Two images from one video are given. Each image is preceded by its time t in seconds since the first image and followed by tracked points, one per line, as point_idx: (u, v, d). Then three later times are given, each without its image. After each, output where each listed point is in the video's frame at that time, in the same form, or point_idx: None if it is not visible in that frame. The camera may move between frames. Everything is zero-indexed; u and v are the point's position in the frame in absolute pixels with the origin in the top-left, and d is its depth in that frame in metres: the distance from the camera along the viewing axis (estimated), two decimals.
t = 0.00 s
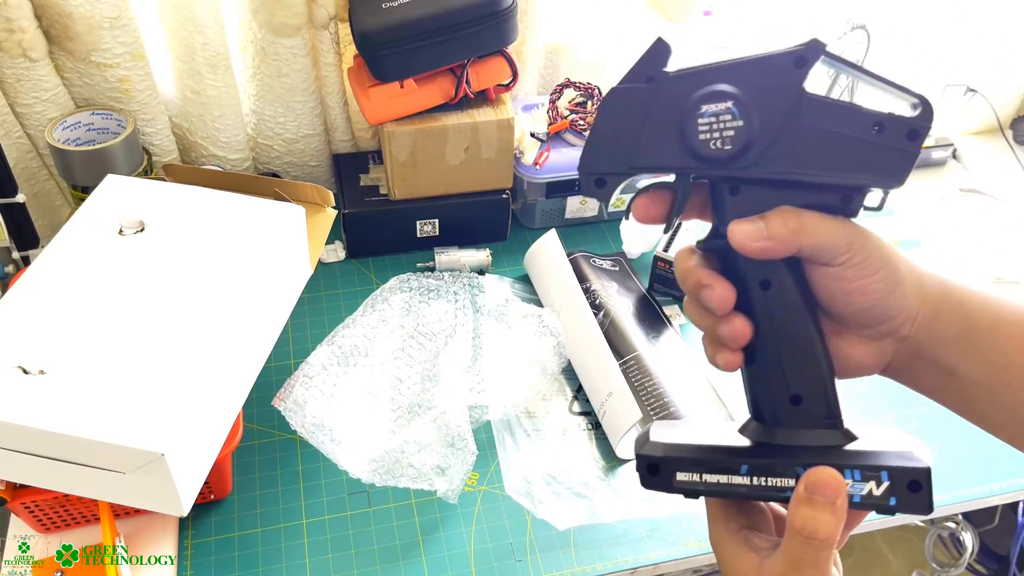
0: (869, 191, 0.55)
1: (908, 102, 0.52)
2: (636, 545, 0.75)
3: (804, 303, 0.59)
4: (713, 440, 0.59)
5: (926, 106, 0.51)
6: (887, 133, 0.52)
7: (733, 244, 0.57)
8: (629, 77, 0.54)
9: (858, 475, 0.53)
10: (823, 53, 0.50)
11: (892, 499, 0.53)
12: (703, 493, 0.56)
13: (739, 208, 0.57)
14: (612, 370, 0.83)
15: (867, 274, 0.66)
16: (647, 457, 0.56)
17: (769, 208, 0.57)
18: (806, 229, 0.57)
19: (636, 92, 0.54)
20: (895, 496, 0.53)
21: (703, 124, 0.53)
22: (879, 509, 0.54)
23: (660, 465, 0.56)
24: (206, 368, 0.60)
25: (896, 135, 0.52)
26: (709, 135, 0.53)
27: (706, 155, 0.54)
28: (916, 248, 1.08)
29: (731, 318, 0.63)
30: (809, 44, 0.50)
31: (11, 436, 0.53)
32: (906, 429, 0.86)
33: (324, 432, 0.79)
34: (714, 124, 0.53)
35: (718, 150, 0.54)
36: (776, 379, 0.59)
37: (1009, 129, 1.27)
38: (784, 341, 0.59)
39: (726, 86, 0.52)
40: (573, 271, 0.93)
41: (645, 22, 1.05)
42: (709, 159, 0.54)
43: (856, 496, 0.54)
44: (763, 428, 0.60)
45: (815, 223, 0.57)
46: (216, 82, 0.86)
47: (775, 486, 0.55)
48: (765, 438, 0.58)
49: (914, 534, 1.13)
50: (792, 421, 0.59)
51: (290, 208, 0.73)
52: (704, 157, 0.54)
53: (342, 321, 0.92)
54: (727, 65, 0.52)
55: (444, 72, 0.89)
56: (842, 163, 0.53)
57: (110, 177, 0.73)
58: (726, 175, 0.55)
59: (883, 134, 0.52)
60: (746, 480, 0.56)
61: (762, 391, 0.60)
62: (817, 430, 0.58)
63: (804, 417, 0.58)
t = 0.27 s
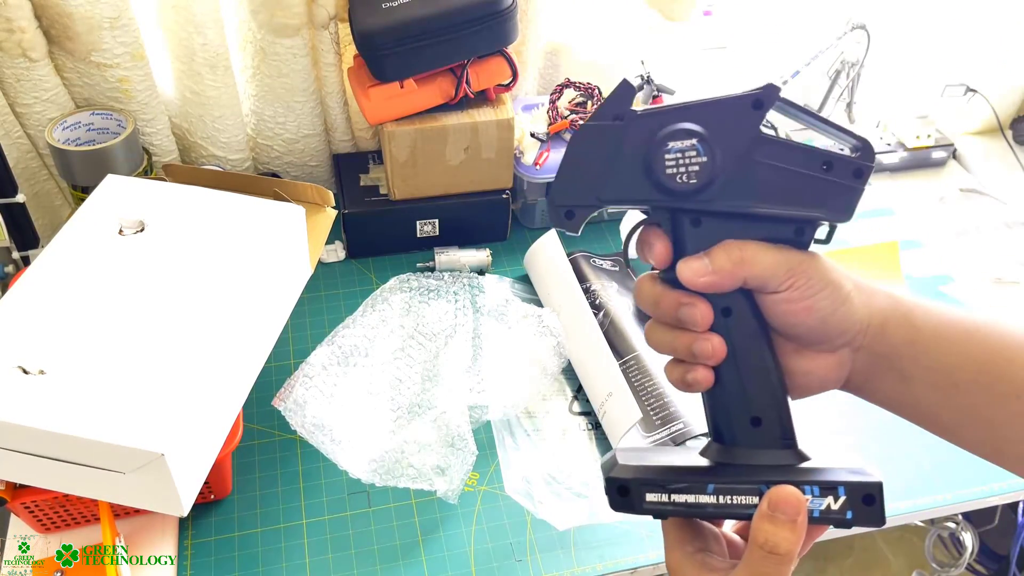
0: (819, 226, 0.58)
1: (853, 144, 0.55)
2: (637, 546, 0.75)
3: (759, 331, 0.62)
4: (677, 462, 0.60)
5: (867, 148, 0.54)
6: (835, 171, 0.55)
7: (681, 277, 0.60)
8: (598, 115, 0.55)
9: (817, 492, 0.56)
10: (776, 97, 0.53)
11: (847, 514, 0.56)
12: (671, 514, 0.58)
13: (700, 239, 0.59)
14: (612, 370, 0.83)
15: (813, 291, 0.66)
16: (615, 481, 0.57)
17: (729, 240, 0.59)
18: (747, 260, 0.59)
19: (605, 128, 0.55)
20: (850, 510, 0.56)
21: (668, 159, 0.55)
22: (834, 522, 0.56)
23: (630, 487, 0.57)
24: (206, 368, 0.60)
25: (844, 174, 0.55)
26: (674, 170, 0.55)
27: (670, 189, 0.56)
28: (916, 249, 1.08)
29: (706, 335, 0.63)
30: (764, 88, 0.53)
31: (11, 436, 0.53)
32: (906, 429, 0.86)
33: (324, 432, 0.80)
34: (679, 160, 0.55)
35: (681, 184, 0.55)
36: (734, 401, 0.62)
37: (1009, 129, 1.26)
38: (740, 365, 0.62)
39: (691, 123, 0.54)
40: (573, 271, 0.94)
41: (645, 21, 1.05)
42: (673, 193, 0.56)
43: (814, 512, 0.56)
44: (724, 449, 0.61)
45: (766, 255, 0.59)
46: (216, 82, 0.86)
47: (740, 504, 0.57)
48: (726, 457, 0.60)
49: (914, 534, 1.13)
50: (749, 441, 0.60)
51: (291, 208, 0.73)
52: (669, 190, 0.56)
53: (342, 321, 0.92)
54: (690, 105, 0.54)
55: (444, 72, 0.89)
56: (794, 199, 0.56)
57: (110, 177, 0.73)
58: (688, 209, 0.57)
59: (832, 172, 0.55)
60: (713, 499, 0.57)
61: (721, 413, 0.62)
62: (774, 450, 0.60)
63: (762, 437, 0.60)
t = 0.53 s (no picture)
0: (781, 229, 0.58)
1: (812, 149, 0.55)
2: (638, 546, 0.75)
3: (729, 337, 0.61)
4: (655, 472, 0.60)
5: (825, 152, 0.55)
6: (794, 176, 0.55)
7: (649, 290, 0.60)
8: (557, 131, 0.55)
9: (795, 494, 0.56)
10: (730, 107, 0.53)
11: (825, 515, 0.56)
12: (651, 524, 0.58)
13: (665, 249, 0.59)
14: (612, 371, 0.82)
15: (775, 298, 0.65)
16: (591, 494, 0.58)
17: (692, 249, 0.59)
18: (712, 269, 0.59)
19: (566, 144, 0.55)
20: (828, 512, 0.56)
21: (631, 172, 0.55)
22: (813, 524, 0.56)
23: (608, 500, 0.58)
24: (206, 368, 0.60)
25: (805, 179, 0.55)
26: (637, 182, 0.55)
27: (635, 202, 0.56)
28: (916, 249, 1.08)
29: (675, 343, 0.63)
30: (722, 97, 0.53)
31: (11, 436, 0.53)
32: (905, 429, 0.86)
33: (325, 432, 0.80)
34: (641, 171, 0.55)
35: (645, 197, 0.55)
36: (708, 409, 0.61)
37: (1009, 129, 1.25)
38: (713, 373, 0.61)
39: (651, 135, 0.54)
40: (573, 271, 0.92)
41: (645, 21, 1.05)
42: (637, 205, 0.56)
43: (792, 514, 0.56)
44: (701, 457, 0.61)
45: (730, 263, 0.59)
46: (216, 82, 0.86)
47: (718, 511, 0.57)
48: (703, 465, 0.60)
49: (914, 534, 1.13)
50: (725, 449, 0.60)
51: (291, 208, 0.73)
52: (633, 203, 0.56)
53: (342, 321, 0.92)
54: (650, 117, 0.54)
55: (444, 72, 0.89)
56: (757, 205, 0.56)
57: (110, 177, 0.73)
58: (653, 220, 0.57)
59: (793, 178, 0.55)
60: (691, 508, 0.57)
61: (695, 422, 0.62)
62: (749, 455, 0.60)
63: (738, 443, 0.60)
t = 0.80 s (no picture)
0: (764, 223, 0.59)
1: (793, 144, 0.56)
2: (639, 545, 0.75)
3: (709, 327, 0.62)
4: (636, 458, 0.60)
5: (807, 146, 0.55)
6: (776, 170, 0.56)
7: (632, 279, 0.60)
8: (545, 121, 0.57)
9: (773, 481, 0.55)
10: (712, 99, 0.54)
11: (803, 502, 0.55)
12: (629, 508, 0.58)
13: (649, 240, 0.60)
14: (613, 370, 0.82)
15: (755, 289, 0.65)
16: (570, 476, 0.58)
17: (677, 238, 0.60)
18: (694, 258, 0.59)
19: (553, 134, 0.57)
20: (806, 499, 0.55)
21: (615, 161, 0.55)
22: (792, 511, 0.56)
23: (586, 483, 0.58)
24: (206, 368, 0.60)
25: (786, 172, 0.56)
26: (621, 171, 0.56)
27: (619, 191, 0.57)
28: (916, 249, 1.08)
29: (654, 331, 0.64)
30: (705, 91, 0.54)
31: (11, 436, 0.53)
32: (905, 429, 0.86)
33: (325, 432, 0.80)
34: (625, 161, 0.55)
35: (629, 186, 0.56)
36: (687, 398, 0.61)
37: (1009, 129, 1.25)
38: (693, 362, 0.61)
39: (636, 126, 0.55)
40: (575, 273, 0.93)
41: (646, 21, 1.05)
42: (621, 195, 0.57)
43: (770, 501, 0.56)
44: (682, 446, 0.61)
45: (713, 252, 0.60)
46: (216, 82, 0.86)
47: (697, 496, 0.57)
48: (683, 452, 0.60)
49: (914, 534, 1.13)
50: (704, 436, 0.60)
51: (291, 208, 0.73)
52: (618, 193, 0.57)
53: (342, 321, 0.92)
54: (635, 109, 0.55)
55: (444, 72, 0.89)
56: (738, 198, 0.57)
57: (110, 177, 0.73)
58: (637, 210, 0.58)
59: (774, 171, 0.56)
60: (669, 492, 0.57)
61: (676, 411, 0.62)
62: (728, 444, 0.60)
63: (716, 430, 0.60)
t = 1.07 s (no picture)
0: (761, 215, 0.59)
1: (790, 136, 0.56)
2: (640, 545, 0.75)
3: (710, 317, 0.62)
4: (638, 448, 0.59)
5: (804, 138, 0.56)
6: (774, 161, 0.56)
7: (631, 267, 0.61)
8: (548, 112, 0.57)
9: (779, 469, 0.55)
10: (712, 92, 0.54)
11: (809, 490, 0.55)
12: (634, 499, 0.57)
13: (649, 231, 0.60)
14: (611, 370, 0.82)
15: (754, 279, 0.66)
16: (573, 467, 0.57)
17: (676, 228, 0.60)
18: (694, 246, 0.59)
19: (555, 125, 0.57)
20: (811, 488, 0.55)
21: (617, 150, 0.55)
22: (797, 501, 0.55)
23: (591, 474, 0.57)
24: (206, 368, 0.59)
25: (784, 163, 0.56)
26: (623, 160, 0.56)
27: (621, 180, 0.57)
28: (916, 249, 1.08)
29: (656, 320, 0.64)
30: (705, 83, 0.54)
31: (11, 436, 0.53)
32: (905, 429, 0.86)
33: (325, 432, 0.80)
34: (627, 150, 0.56)
35: (631, 175, 0.56)
36: (688, 388, 0.61)
37: (1009, 129, 1.26)
38: (695, 351, 0.61)
39: (636, 117, 0.55)
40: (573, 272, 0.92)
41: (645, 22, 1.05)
42: (624, 184, 0.57)
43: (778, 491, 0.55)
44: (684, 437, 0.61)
45: (713, 241, 0.60)
46: (216, 82, 0.86)
47: (702, 485, 0.56)
48: (686, 442, 0.60)
49: (914, 534, 1.13)
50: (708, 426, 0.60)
51: (291, 208, 0.73)
52: (620, 182, 0.57)
53: (341, 321, 0.92)
54: (636, 100, 0.56)
55: (444, 72, 0.89)
56: (735, 187, 0.57)
57: (110, 177, 0.73)
58: (637, 200, 0.58)
59: (772, 162, 0.56)
60: (674, 481, 0.56)
61: (677, 403, 0.62)
62: (731, 433, 0.60)
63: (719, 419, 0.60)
